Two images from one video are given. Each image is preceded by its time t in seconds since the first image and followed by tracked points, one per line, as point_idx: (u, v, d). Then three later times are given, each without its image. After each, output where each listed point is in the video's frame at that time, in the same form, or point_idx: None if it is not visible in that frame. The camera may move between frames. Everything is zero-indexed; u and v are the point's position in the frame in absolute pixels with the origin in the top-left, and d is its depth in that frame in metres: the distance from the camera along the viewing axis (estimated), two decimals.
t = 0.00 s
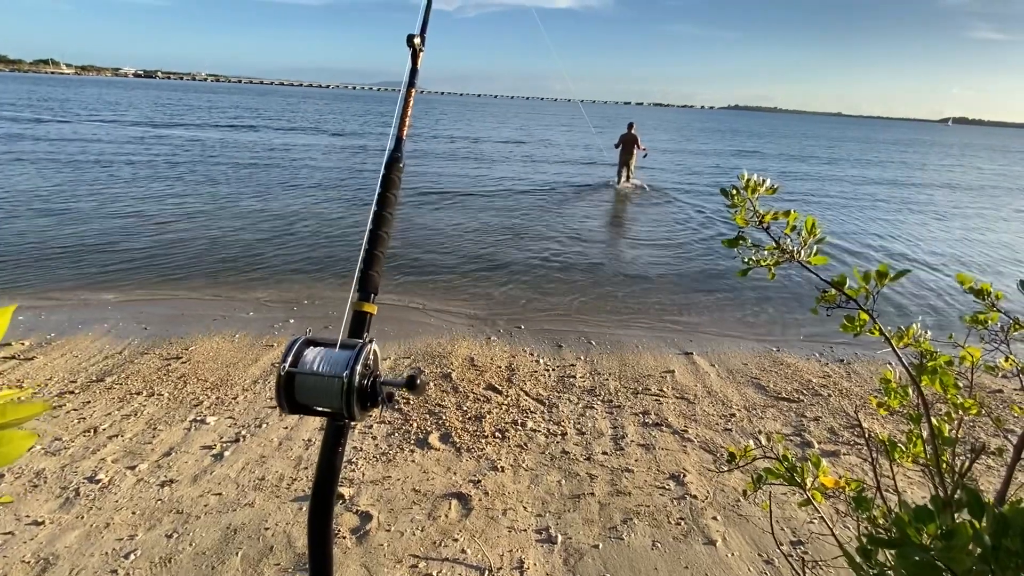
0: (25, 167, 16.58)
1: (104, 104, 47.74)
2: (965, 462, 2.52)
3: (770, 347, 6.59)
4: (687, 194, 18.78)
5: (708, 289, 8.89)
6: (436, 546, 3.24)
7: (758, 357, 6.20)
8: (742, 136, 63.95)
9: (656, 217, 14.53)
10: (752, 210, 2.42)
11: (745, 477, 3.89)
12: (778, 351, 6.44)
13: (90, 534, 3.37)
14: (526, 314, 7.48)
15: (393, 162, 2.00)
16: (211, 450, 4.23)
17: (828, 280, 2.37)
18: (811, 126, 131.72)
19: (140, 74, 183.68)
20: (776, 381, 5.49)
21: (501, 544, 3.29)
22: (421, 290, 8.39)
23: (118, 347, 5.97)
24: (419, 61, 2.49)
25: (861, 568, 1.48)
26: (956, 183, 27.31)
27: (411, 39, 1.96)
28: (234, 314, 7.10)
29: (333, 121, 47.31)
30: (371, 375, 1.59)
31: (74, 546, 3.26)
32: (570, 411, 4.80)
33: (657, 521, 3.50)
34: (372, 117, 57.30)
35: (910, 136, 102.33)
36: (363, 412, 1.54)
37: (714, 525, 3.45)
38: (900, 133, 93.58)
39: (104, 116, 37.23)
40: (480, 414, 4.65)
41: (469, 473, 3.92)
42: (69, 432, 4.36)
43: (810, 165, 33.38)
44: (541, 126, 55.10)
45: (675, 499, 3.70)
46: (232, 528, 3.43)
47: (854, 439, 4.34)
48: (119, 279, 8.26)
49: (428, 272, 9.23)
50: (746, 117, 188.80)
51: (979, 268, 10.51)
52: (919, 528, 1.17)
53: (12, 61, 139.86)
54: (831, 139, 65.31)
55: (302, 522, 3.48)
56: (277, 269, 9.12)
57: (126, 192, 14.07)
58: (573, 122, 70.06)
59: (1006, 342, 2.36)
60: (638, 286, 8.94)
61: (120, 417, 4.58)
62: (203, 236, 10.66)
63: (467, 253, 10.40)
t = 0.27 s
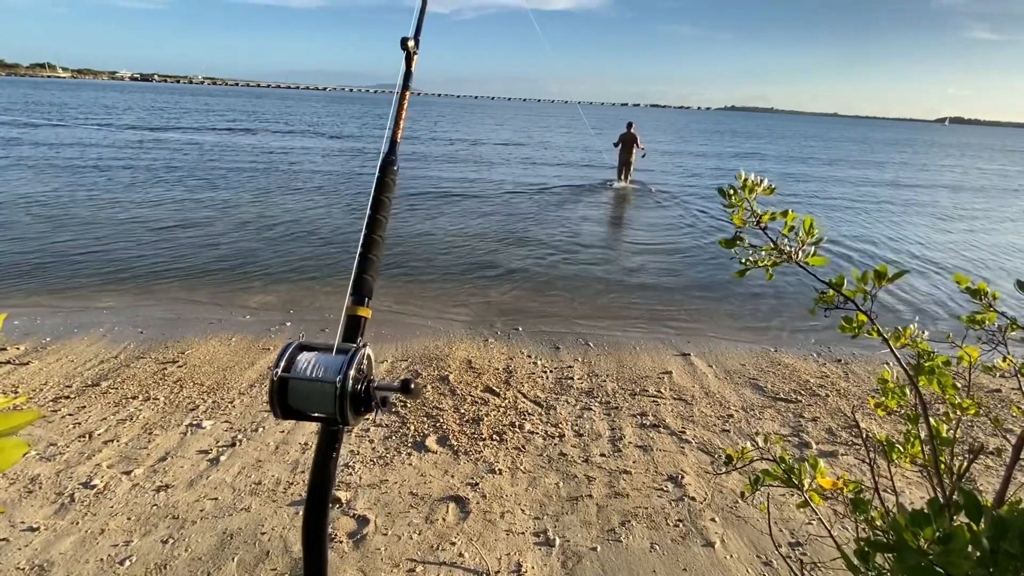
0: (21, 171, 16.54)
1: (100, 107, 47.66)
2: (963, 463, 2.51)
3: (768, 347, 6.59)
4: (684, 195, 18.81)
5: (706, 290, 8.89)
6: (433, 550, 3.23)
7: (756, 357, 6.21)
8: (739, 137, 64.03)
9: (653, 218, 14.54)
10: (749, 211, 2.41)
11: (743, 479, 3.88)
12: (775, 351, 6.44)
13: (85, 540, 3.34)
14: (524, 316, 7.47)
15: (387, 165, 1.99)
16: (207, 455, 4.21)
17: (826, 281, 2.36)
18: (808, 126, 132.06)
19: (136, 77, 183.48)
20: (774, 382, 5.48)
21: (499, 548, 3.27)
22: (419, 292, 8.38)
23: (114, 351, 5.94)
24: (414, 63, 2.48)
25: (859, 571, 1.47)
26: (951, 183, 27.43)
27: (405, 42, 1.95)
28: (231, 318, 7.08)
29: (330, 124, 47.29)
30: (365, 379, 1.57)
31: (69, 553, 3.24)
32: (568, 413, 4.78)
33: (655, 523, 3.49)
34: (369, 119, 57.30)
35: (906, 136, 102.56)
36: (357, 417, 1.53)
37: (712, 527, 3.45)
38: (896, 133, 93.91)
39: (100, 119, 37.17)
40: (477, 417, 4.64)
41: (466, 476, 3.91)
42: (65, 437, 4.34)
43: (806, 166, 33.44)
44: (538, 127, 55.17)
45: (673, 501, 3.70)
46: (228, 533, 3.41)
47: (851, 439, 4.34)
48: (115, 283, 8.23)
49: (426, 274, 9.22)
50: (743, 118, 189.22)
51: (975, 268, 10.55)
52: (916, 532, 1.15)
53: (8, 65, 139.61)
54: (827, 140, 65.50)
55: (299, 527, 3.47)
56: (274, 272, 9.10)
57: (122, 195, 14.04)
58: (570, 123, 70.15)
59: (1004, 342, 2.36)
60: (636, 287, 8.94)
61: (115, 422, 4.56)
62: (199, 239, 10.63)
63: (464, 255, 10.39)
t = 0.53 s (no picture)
0: (18, 174, 16.52)
1: (97, 111, 47.60)
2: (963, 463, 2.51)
3: (767, 348, 6.60)
4: (682, 197, 18.84)
5: (705, 291, 8.90)
6: (434, 553, 3.21)
7: (755, 358, 6.22)
8: (736, 138, 64.15)
9: (651, 219, 14.56)
10: (749, 211, 2.41)
11: (744, 480, 3.88)
12: (774, 352, 6.44)
13: (83, 544, 3.33)
14: (522, 317, 7.47)
15: (388, 166, 1.98)
16: (205, 458, 4.19)
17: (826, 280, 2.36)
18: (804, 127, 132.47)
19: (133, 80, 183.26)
20: (773, 382, 5.48)
21: (500, 550, 3.26)
22: (417, 294, 8.37)
23: (111, 354, 5.92)
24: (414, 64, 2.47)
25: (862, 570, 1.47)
26: (947, 184, 27.55)
27: (405, 43, 1.95)
28: (229, 320, 7.06)
29: (327, 127, 47.30)
30: (367, 381, 1.56)
31: (67, 557, 3.22)
32: (568, 414, 4.78)
33: (655, 524, 3.48)
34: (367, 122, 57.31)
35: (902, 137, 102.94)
36: (359, 418, 1.52)
37: (713, 528, 3.44)
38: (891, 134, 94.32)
39: (97, 122, 37.12)
40: (477, 418, 4.63)
41: (466, 478, 3.90)
42: (62, 441, 4.31)
43: (804, 167, 33.53)
44: (535, 130, 55.25)
45: (674, 502, 3.69)
46: (227, 537, 3.40)
47: (851, 439, 4.35)
48: (113, 286, 8.21)
49: (424, 276, 9.21)
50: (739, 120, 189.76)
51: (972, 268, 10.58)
52: (920, 531, 1.15)
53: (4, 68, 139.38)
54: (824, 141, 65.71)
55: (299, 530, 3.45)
56: (272, 274, 9.08)
57: (120, 199, 14.02)
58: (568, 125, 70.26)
59: (1004, 342, 2.36)
60: (635, 289, 8.95)
61: (113, 426, 4.54)
62: (197, 242, 10.61)
63: (463, 256, 10.38)
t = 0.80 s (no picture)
0: (17, 177, 16.49)
1: (96, 113, 47.56)
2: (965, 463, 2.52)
3: (767, 349, 6.61)
4: (681, 198, 18.87)
5: (704, 292, 8.91)
6: (436, 555, 3.21)
7: (755, 359, 6.23)
8: (734, 140, 64.32)
9: (650, 221, 14.59)
10: (747, 215, 2.41)
11: (745, 481, 3.88)
12: (774, 353, 6.45)
13: (84, 547, 3.32)
14: (522, 319, 7.47)
15: (393, 169, 1.98)
16: (206, 461, 4.19)
17: (826, 283, 2.37)
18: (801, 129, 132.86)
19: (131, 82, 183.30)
20: (773, 383, 5.49)
21: (502, 552, 3.26)
22: (417, 296, 8.37)
23: (111, 356, 5.91)
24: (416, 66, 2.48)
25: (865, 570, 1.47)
26: (945, 186, 27.65)
27: (409, 46, 1.95)
28: (228, 323, 7.05)
29: (326, 129, 47.33)
30: (374, 383, 1.56)
31: (68, 560, 3.21)
32: (568, 416, 4.78)
33: (657, 526, 3.49)
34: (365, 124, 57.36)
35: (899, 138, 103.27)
36: (366, 420, 1.52)
37: (715, 529, 3.45)
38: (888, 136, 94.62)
39: (96, 125, 37.10)
40: (477, 421, 4.62)
41: (468, 480, 3.89)
42: (62, 444, 4.30)
43: (802, 169, 33.60)
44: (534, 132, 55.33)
45: (675, 504, 3.69)
46: (229, 540, 3.39)
47: (851, 441, 4.36)
48: (111, 288, 8.20)
49: (424, 278, 9.21)
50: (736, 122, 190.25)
51: (971, 269, 10.61)
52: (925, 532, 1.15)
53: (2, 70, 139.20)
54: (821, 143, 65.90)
55: (300, 533, 3.45)
56: (272, 277, 9.07)
57: (118, 201, 14.01)
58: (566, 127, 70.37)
59: (1005, 343, 2.37)
60: (634, 290, 8.95)
61: (113, 428, 4.53)
62: (196, 244, 10.61)
63: (462, 258, 10.38)
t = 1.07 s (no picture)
0: (18, 179, 16.50)
1: (96, 116, 47.59)
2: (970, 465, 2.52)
3: (769, 351, 6.62)
4: (681, 201, 18.89)
5: (706, 294, 8.92)
6: (440, 559, 3.21)
7: (757, 361, 6.24)
8: (733, 142, 64.50)
9: (651, 223, 14.61)
10: (756, 217, 2.42)
11: (749, 484, 3.89)
12: (776, 355, 6.46)
13: (88, 550, 3.31)
14: (524, 321, 7.48)
15: (402, 173, 1.99)
16: (209, 463, 4.19)
17: (833, 285, 2.37)
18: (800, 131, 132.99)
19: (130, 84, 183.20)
20: (775, 386, 5.50)
21: (506, 555, 3.26)
22: (419, 298, 8.38)
23: (113, 359, 5.91)
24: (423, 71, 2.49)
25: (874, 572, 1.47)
26: (945, 188, 27.69)
27: (419, 50, 1.96)
28: (230, 325, 7.05)
29: (326, 132, 47.36)
30: (385, 387, 1.57)
31: (73, 563, 3.21)
32: (571, 418, 4.78)
33: (661, 529, 3.49)
34: (366, 126, 57.40)
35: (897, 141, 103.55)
36: (377, 424, 1.53)
37: (719, 532, 3.45)
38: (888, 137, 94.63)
39: (96, 128, 37.12)
40: (480, 423, 4.62)
41: (471, 483, 3.89)
42: (65, 447, 4.30)
43: (802, 171, 33.65)
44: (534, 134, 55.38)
45: (679, 507, 3.70)
46: (232, 543, 3.39)
47: (854, 443, 4.36)
48: (113, 291, 8.20)
49: (425, 280, 9.22)
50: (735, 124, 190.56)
51: (972, 271, 10.62)
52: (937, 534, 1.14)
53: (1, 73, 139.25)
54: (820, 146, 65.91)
55: (304, 536, 3.45)
56: (273, 279, 9.08)
57: (119, 203, 14.02)
58: (566, 129, 70.43)
59: (1011, 345, 2.37)
60: (636, 293, 8.96)
61: (116, 431, 4.53)
62: (198, 246, 10.62)
63: (464, 261, 10.39)
